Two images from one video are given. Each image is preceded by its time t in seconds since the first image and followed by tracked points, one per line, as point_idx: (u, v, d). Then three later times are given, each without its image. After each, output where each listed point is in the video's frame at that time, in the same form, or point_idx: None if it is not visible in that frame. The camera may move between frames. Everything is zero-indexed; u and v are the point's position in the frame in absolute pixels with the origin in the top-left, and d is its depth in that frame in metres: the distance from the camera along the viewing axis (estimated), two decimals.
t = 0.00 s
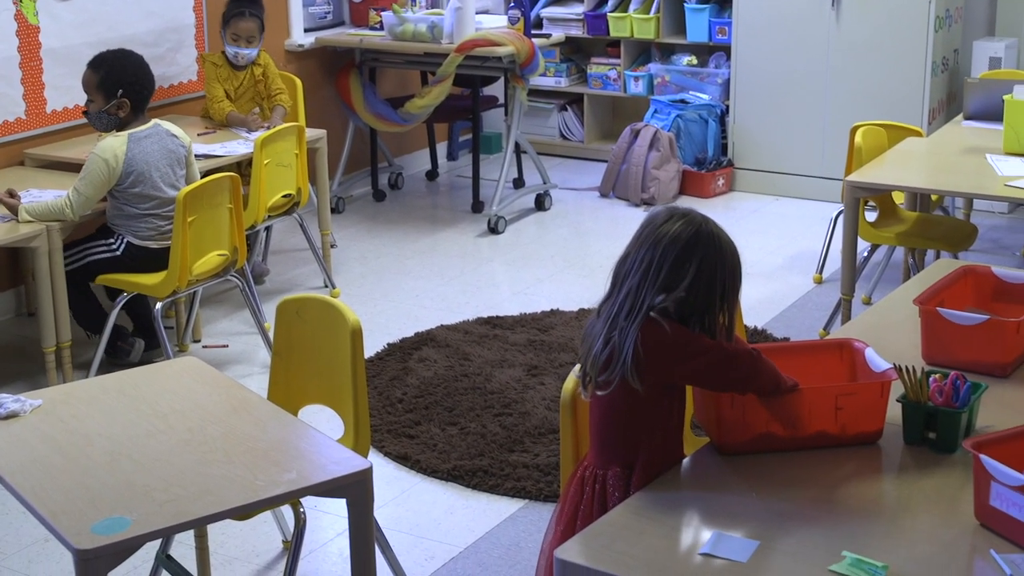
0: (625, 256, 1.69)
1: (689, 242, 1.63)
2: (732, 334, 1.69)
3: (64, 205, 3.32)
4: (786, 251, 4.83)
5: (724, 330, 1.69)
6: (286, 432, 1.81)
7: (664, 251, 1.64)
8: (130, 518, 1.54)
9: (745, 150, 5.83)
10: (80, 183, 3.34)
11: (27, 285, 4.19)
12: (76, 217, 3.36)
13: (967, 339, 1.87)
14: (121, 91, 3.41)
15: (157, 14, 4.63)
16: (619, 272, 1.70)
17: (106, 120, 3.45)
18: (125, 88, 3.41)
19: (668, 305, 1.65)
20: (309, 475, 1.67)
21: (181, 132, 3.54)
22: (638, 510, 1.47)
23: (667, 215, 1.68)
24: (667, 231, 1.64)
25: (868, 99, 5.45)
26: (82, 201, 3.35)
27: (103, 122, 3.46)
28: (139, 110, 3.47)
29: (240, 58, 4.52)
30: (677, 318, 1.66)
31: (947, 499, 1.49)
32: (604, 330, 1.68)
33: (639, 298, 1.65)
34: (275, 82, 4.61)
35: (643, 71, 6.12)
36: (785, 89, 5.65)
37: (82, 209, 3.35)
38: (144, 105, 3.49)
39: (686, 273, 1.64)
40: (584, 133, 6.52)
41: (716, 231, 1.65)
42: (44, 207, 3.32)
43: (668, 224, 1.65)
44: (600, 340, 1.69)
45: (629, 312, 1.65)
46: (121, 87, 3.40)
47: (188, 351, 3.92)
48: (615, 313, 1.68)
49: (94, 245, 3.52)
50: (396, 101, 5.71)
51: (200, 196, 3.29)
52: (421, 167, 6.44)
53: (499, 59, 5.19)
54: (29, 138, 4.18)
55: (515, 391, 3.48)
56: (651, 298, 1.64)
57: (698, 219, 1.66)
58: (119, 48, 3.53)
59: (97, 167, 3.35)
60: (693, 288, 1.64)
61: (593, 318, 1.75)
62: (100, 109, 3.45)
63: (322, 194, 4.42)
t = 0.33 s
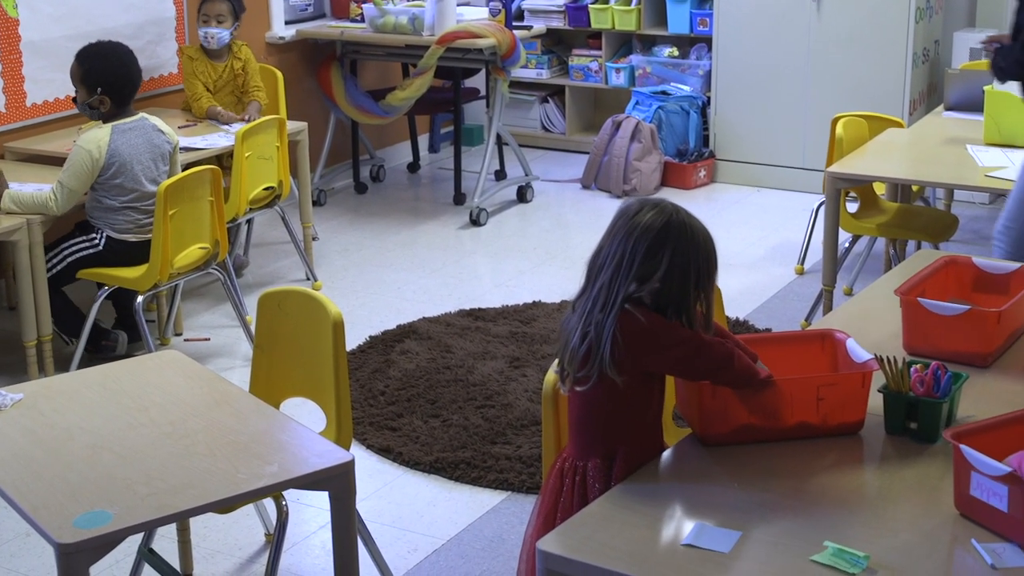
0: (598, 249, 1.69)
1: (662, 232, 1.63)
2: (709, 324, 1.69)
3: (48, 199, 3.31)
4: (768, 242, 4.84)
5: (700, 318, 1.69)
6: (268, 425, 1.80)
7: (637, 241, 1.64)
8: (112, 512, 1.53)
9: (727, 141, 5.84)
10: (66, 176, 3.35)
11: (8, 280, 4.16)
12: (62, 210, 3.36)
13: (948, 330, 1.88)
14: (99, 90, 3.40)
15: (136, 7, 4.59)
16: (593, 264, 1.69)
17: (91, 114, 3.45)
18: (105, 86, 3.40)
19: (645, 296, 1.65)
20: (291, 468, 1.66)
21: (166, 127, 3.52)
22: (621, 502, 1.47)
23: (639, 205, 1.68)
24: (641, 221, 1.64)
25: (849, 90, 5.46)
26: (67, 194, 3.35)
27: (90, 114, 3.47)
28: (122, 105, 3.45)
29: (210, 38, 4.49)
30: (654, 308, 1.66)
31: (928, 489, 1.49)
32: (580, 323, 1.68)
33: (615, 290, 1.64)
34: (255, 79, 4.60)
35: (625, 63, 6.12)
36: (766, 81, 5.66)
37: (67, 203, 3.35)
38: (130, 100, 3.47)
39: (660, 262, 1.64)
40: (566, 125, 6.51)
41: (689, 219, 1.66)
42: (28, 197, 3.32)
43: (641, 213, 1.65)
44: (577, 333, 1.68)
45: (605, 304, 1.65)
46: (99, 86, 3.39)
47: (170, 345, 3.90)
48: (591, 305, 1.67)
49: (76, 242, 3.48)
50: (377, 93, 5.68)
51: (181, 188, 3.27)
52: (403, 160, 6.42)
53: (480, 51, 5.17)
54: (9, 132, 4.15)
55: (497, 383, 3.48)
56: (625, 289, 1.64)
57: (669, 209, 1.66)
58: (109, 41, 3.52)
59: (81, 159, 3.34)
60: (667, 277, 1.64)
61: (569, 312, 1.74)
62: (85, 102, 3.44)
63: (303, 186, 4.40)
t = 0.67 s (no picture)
0: (571, 245, 1.68)
1: (633, 225, 1.63)
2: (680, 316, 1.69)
3: (37, 198, 3.30)
4: (745, 236, 4.86)
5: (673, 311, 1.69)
6: (245, 422, 1.79)
7: (609, 236, 1.63)
8: (89, 510, 1.52)
9: (703, 136, 5.85)
10: (53, 174, 3.32)
11: None
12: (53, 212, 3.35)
13: (923, 323, 1.89)
14: (91, 80, 3.40)
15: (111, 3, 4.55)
16: (566, 260, 1.68)
17: (76, 108, 3.44)
18: (96, 77, 3.40)
19: (619, 292, 1.64)
20: (268, 464, 1.65)
21: (146, 124, 3.53)
22: (599, 497, 1.47)
23: (609, 199, 1.67)
24: (611, 215, 1.63)
25: (825, 85, 5.48)
26: (55, 196, 3.32)
27: (73, 110, 3.45)
28: (107, 98, 3.48)
29: (196, 46, 4.48)
30: (628, 304, 1.65)
31: (905, 482, 1.49)
32: (556, 322, 1.67)
33: (590, 287, 1.64)
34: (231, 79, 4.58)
35: (602, 58, 6.12)
36: (742, 76, 5.67)
37: (54, 207, 3.32)
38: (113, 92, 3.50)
39: (632, 255, 1.63)
40: (543, 120, 6.51)
41: (659, 211, 1.65)
42: (22, 192, 3.31)
43: (610, 207, 1.64)
44: (554, 332, 1.67)
45: (582, 302, 1.64)
46: (92, 76, 3.39)
47: (147, 342, 3.87)
48: (566, 304, 1.67)
49: (53, 237, 3.45)
50: (353, 89, 5.65)
51: (157, 184, 3.24)
52: (380, 156, 6.41)
53: (456, 46, 5.15)
54: None
55: (475, 378, 3.48)
56: (601, 286, 1.64)
57: (638, 201, 1.65)
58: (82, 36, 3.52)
59: (64, 155, 3.32)
60: (641, 271, 1.63)
61: (544, 310, 1.73)
62: (70, 97, 3.43)
63: (280, 182, 4.37)
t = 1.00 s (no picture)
0: (558, 238, 1.66)
1: (618, 215, 1.62)
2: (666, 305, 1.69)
3: (18, 193, 3.28)
4: (724, 229, 4.87)
5: (658, 299, 1.69)
6: (224, 417, 1.78)
7: (596, 227, 1.61)
8: (68, 506, 1.50)
9: (682, 129, 5.86)
10: (33, 169, 3.30)
11: None
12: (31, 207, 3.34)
13: (901, 316, 1.89)
14: (70, 74, 3.39)
15: None
16: (552, 253, 1.66)
17: (54, 101, 3.44)
18: (75, 72, 3.39)
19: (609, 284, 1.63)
20: (248, 460, 1.64)
21: (127, 120, 3.49)
22: (580, 490, 1.46)
23: (592, 189, 1.65)
24: (596, 206, 1.62)
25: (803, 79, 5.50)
26: (36, 191, 3.31)
27: (52, 103, 3.45)
28: (87, 94, 3.45)
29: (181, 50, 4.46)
30: (618, 296, 1.65)
31: (884, 474, 1.50)
32: (549, 317, 1.66)
33: (580, 280, 1.63)
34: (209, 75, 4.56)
35: (580, 51, 6.12)
36: (720, 70, 5.68)
37: (36, 201, 3.32)
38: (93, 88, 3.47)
39: (619, 246, 1.62)
40: (522, 114, 6.51)
41: (643, 199, 1.64)
42: None
43: (595, 198, 1.62)
44: (548, 327, 1.66)
45: (574, 296, 1.63)
46: (71, 71, 3.39)
47: (126, 338, 3.85)
48: (557, 298, 1.65)
49: (32, 235, 3.42)
50: (331, 83, 5.63)
51: (134, 180, 3.21)
52: (358, 150, 6.39)
53: (435, 41, 5.13)
54: None
55: (455, 372, 3.47)
56: (591, 279, 1.62)
57: (622, 190, 1.64)
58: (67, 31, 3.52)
59: (45, 150, 3.30)
60: (630, 261, 1.62)
61: (533, 304, 1.71)
62: (48, 90, 3.43)
63: (258, 177, 4.34)
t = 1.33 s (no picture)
0: (537, 231, 1.66)
1: (598, 209, 1.62)
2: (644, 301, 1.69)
3: None
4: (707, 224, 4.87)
5: (639, 294, 1.68)
6: (206, 414, 1.77)
7: (576, 221, 1.62)
8: (50, 503, 1.49)
9: (664, 124, 5.86)
10: (12, 165, 3.28)
11: None
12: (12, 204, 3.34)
13: (884, 309, 1.90)
14: (54, 71, 3.39)
15: None
16: (532, 246, 1.67)
17: (37, 99, 3.43)
18: (60, 68, 3.40)
19: (588, 278, 1.63)
20: (230, 456, 1.63)
21: (109, 117, 3.49)
22: (563, 485, 1.46)
23: (573, 183, 1.66)
24: (576, 199, 1.62)
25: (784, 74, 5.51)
26: (17, 187, 3.30)
27: (34, 100, 3.44)
28: (70, 91, 3.45)
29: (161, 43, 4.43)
30: (597, 290, 1.64)
31: (867, 467, 1.50)
32: (526, 310, 1.66)
33: (558, 274, 1.63)
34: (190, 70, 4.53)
35: (562, 46, 6.12)
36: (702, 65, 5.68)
37: (18, 196, 3.31)
38: (76, 85, 3.47)
39: (598, 240, 1.62)
40: (504, 109, 6.50)
41: (624, 194, 1.65)
42: None
43: (575, 191, 1.63)
44: (525, 320, 1.66)
45: (552, 290, 1.63)
46: (55, 67, 3.39)
47: (108, 335, 3.83)
48: (535, 291, 1.65)
49: (14, 232, 3.39)
50: (313, 79, 5.61)
51: (116, 176, 3.19)
52: (341, 146, 6.37)
53: (416, 36, 5.12)
54: None
55: (438, 368, 3.46)
56: (569, 272, 1.63)
57: (603, 185, 1.64)
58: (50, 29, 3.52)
59: (25, 146, 3.27)
60: (607, 256, 1.62)
61: (513, 297, 1.72)
62: (31, 87, 3.43)
63: (240, 173, 4.32)
